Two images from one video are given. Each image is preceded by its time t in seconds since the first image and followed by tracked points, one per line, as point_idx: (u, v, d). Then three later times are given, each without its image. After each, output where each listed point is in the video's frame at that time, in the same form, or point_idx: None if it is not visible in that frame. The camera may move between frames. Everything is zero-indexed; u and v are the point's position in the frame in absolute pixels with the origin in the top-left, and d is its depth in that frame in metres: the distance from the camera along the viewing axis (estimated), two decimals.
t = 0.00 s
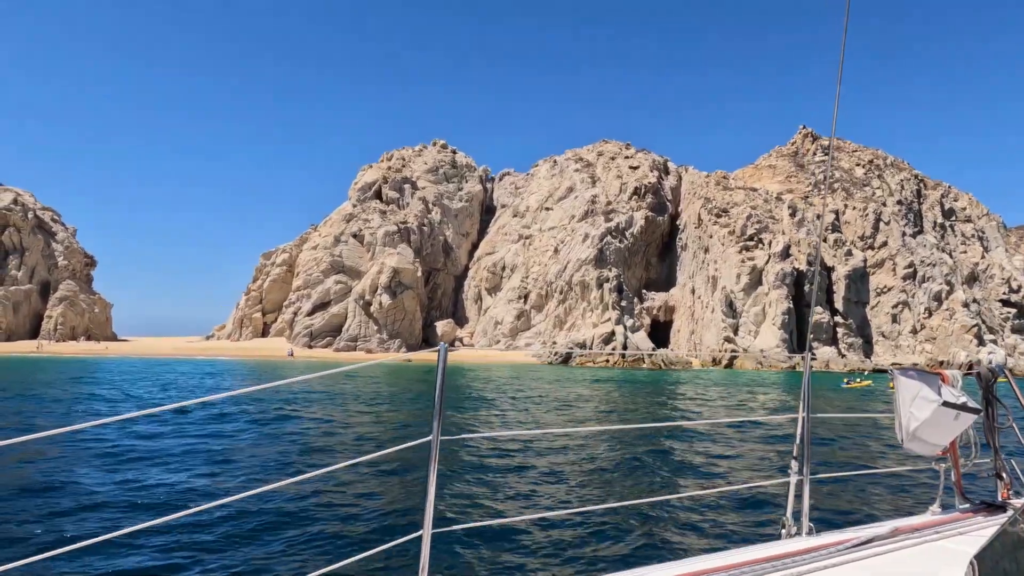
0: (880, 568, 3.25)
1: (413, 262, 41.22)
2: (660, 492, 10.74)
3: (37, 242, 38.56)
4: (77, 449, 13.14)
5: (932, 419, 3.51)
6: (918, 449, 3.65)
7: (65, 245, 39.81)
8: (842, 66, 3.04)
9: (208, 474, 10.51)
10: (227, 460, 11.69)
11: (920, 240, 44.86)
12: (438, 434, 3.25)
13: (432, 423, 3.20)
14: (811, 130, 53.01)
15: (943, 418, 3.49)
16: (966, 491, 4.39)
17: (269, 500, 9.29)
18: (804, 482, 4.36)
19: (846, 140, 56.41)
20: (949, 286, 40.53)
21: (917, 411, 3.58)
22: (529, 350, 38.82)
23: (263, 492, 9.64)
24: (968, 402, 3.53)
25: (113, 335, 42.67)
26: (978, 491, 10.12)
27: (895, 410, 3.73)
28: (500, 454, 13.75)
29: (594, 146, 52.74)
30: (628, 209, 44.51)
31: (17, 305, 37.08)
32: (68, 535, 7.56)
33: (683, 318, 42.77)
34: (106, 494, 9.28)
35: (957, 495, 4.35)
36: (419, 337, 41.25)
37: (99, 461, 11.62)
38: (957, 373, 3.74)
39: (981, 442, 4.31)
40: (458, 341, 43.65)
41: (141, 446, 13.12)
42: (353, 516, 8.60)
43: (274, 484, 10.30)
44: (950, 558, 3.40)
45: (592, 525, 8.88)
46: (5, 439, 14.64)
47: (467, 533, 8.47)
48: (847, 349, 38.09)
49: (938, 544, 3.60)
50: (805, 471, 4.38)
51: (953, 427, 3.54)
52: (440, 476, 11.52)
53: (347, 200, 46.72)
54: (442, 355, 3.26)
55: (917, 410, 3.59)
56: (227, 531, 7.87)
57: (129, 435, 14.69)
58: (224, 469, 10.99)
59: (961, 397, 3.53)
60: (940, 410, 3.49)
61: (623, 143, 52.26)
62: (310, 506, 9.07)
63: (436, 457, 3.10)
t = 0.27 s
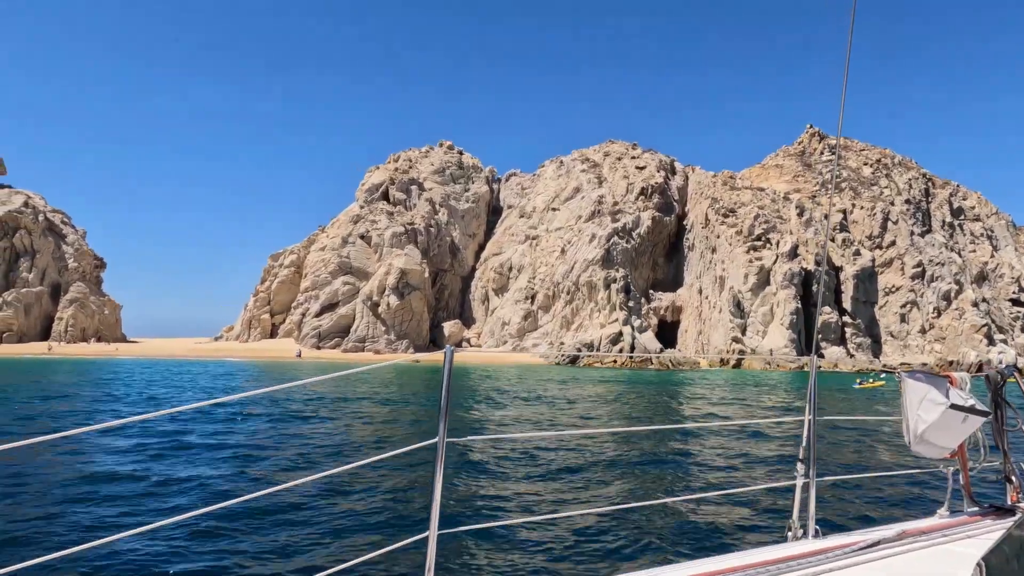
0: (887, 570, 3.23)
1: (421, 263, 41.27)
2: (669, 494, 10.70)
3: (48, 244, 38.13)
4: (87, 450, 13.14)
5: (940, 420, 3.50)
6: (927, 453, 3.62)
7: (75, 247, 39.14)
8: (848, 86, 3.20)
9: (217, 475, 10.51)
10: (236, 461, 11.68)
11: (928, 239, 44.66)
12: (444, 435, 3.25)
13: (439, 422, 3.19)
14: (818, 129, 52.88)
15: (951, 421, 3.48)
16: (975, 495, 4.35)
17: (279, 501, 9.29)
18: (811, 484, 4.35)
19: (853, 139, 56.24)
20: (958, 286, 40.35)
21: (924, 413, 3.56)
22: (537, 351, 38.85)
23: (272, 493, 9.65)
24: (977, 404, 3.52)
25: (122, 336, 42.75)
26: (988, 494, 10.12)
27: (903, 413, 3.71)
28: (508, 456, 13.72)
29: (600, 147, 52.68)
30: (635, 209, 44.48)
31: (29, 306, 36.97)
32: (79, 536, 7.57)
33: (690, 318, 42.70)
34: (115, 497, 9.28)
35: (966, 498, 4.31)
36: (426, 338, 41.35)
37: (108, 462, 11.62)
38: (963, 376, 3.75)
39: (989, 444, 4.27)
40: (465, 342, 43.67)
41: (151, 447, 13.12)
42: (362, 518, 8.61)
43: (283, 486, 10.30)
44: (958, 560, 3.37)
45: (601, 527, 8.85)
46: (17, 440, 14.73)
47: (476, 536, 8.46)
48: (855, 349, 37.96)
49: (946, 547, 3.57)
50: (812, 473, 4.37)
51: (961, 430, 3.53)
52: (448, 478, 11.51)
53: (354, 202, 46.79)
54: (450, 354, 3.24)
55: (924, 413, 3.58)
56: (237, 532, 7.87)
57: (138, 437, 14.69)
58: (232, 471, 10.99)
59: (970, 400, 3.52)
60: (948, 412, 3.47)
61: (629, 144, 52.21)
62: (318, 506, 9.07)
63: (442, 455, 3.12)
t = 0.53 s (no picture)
0: None
1: (432, 264, 41.36)
2: (685, 498, 10.55)
3: (63, 247, 38.13)
4: (98, 453, 13.09)
5: (954, 423, 3.33)
6: (941, 457, 3.43)
7: (90, 250, 39.09)
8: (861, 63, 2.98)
9: (228, 477, 10.51)
10: (247, 464, 11.69)
11: (942, 238, 44.28)
12: (459, 440, 3.04)
13: (453, 427, 3.00)
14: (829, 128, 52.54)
15: (965, 423, 3.31)
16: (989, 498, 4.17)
17: (289, 504, 9.28)
18: (823, 487, 4.24)
19: (865, 138, 55.85)
20: (973, 285, 40.02)
21: (937, 415, 3.38)
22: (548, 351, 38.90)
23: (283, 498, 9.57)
24: (991, 406, 3.36)
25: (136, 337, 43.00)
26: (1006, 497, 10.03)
27: (915, 415, 3.52)
28: (521, 459, 13.58)
29: (610, 147, 52.60)
30: (645, 209, 44.41)
31: (45, 308, 36.92)
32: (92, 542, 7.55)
33: (702, 319, 42.55)
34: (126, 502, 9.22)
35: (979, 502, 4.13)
36: (438, 339, 41.48)
37: (120, 467, 11.56)
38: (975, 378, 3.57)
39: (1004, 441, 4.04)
40: (477, 343, 43.73)
41: (162, 451, 13.05)
42: (372, 522, 8.51)
43: (293, 491, 10.21)
44: (971, 564, 3.27)
45: (616, 533, 8.71)
46: (33, 442, 14.80)
47: (489, 541, 8.35)
48: (868, 349, 37.72)
49: (960, 551, 3.46)
50: (824, 475, 4.27)
51: (977, 432, 3.35)
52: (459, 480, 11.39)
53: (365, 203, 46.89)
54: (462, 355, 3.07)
55: (938, 415, 3.40)
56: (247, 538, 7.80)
57: (149, 439, 14.72)
58: (243, 476, 10.90)
59: (984, 401, 3.37)
60: (962, 415, 3.31)
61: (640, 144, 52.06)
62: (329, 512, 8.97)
63: (457, 461, 2.91)
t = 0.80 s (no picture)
0: None
1: (449, 265, 41.50)
2: (709, 504, 10.55)
3: (88, 250, 38.39)
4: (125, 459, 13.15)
5: (975, 428, 3.13)
6: (962, 463, 3.24)
7: (114, 252, 39.45)
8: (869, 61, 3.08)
9: (255, 483, 10.68)
10: (272, 470, 11.86)
11: (965, 236, 43.60)
12: (478, 450, 3.28)
13: (472, 437, 3.25)
14: (849, 126, 51.94)
15: (987, 429, 3.10)
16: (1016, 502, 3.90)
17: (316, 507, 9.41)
18: (844, 492, 4.15)
19: (885, 135, 55.15)
20: (997, 284, 39.53)
21: (958, 421, 3.19)
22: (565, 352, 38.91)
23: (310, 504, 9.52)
24: (1014, 411, 3.14)
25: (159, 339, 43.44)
26: None
27: (934, 419, 3.34)
28: (546, 466, 13.47)
29: (627, 147, 52.40)
30: (663, 209, 44.23)
31: (71, 310, 37.11)
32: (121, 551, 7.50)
33: (721, 319, 42.23)
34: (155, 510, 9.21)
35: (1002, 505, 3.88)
36: (456, 339, 41.62)
37: (148, 470, 11.59)
38: (1000, 381, 3.35)
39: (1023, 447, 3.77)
40: (494, 343, 43.77)
41: (189, 457, 13.08)
42: (401, 530, 8.41)
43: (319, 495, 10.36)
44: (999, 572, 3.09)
45: (644, 541, 8.67)
46: (63, 443, 15.03)
47: (519, 551, 8.23)
48: (890, 349, 37.24)
49: (986, 558, 3.27)
50: (844, 480, 4.19)
51: (999, 437, 3.15)
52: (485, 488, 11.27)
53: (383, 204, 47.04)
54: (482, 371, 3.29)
55: (958, 420, 3.21)
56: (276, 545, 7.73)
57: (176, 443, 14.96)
58: (270, 485, 10.89)
59: (1007, 406, 3.13)
60: (984, 420, 3.10)
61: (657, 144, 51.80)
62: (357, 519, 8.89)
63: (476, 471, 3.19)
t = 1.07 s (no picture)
0: None
1: (489, 268, 41.71)
2: (761, 509, 10.41)
3: (141, 257, 39.28)
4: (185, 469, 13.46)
5: None
6: None
7: (165, 259, 40.48)
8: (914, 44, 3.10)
9: (309, 499, 10.95)
10: (324, 480, 12.13)
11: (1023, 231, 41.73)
12: (525, 456, 3.24)
13: (520, 439, 3.20)
14: (896, 119, 50.26)
15: None
16: None
17: (370, 520, 9.61)
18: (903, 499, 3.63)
19: (935, 128, 53.20)
20: None
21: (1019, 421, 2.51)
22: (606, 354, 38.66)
23: (363, 523, 9.48)
24: None
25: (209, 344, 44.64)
26: None
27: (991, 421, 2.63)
28: (596, 472, 13.21)
29: (665, 147, 51.82)
30: (703, 209, 43.58)
31: (126, 316, 37.97)
32: None
33: (765, 319, 41.32)
34: (216, 538, 9.25)
35: None
36: (496, 341, 41.76)
37: (206, 489, 11.72)
38: None
39: None
40: (534, 345, 43.74)
41: (243, 468, 13.24)
42: (455, 551, 8.30)
43: (370, 506, 10.57)
44: None
45: (698, 543, 8.67)
46: (126, 453, 15.56)
47: (571, 555, 8.27)
48: (944, 349, 35.89)
49: None
50: (903, 487, 3.68)
51: None
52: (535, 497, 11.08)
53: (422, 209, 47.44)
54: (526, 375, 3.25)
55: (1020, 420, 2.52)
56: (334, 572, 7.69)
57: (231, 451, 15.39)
58: (326, 499, 10.96)
59: None
60: None
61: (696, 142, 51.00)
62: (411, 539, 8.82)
63: (524, 480, 3.10)
